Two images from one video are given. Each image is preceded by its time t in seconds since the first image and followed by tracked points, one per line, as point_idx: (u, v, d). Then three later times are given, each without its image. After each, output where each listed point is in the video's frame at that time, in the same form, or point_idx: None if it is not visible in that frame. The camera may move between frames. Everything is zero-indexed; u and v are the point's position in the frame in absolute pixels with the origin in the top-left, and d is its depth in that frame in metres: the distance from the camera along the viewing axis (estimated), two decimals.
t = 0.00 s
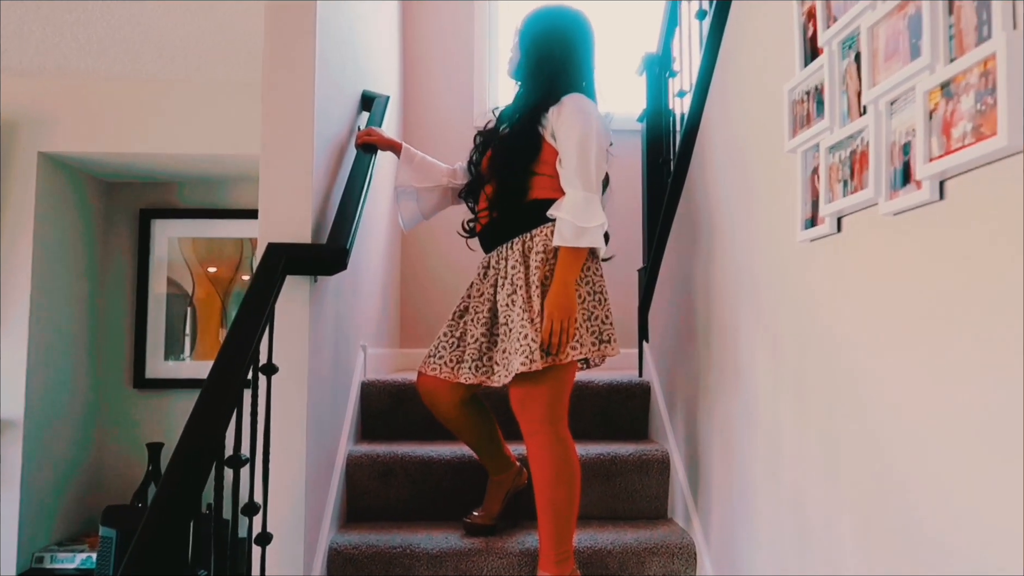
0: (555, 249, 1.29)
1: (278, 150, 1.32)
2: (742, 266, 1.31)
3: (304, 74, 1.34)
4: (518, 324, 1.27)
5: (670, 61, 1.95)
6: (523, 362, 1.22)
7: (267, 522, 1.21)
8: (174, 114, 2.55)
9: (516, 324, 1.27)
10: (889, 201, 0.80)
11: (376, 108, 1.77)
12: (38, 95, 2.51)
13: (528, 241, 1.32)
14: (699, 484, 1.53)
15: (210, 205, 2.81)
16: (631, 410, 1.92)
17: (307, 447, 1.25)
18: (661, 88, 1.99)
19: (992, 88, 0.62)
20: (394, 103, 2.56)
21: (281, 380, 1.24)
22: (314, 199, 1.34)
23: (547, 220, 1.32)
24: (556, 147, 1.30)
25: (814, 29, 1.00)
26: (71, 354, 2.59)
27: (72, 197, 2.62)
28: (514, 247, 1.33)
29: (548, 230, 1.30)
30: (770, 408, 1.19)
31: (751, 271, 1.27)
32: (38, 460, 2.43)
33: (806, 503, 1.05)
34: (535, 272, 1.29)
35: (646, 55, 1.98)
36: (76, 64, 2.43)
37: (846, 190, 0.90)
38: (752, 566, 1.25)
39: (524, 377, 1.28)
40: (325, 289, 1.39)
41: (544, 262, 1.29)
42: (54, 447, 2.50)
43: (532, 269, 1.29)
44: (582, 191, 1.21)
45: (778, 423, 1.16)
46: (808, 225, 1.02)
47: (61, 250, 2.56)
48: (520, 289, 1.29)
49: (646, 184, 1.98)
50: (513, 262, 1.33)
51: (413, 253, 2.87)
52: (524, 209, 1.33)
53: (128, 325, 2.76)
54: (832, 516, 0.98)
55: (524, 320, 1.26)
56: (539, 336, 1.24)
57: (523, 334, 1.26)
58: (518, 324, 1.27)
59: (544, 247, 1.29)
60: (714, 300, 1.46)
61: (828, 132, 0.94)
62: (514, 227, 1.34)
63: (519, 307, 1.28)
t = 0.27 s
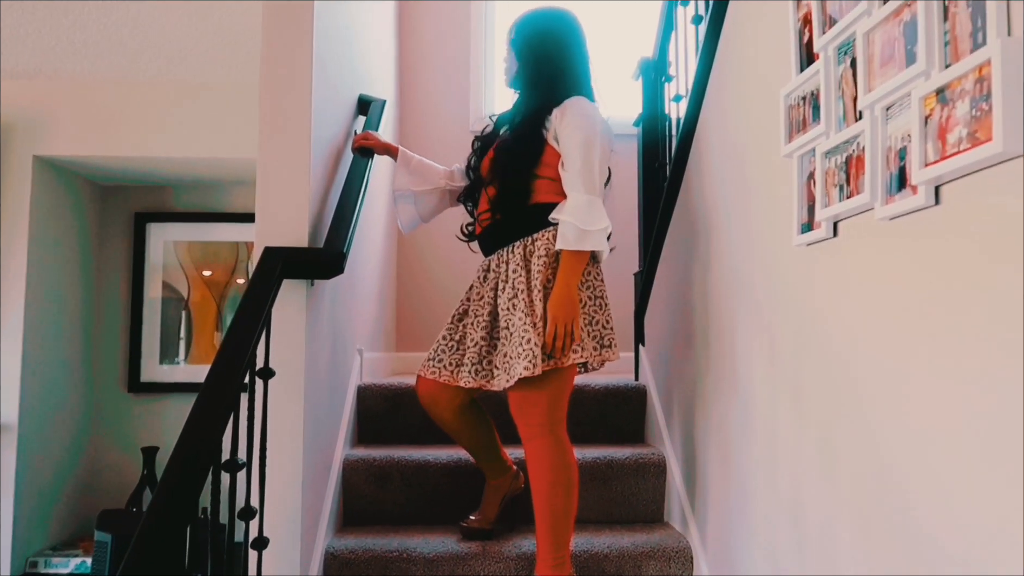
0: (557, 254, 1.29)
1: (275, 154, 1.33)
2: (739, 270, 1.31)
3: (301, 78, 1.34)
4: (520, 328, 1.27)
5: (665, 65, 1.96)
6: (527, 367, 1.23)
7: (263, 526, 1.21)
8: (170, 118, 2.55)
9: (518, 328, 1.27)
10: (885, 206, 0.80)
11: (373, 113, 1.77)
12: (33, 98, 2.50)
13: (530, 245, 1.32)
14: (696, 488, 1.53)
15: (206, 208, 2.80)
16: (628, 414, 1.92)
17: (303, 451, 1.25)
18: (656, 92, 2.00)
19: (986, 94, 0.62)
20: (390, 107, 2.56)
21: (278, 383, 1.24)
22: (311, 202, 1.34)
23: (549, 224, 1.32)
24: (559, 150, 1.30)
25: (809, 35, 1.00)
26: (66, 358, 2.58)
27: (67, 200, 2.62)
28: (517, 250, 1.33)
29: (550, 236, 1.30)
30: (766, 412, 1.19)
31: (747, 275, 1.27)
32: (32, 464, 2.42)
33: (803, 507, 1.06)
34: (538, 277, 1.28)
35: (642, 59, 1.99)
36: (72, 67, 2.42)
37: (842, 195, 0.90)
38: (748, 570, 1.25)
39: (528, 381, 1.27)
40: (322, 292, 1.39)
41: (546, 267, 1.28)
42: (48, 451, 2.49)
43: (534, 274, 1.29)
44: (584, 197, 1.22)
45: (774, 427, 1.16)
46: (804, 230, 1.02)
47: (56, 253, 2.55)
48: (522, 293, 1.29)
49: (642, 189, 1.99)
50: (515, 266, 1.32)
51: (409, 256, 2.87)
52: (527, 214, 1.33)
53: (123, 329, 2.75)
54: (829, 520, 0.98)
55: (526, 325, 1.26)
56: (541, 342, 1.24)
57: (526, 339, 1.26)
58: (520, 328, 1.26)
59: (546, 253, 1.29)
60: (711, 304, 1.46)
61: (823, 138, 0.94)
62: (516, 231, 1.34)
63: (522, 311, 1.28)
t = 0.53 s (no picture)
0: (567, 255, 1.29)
1: (273, 153, 1.32)
2: (737, 269, 1.32)
3: (299, 78, 1.34)
4: (529, 329, 1.27)
5: (664, 64, 1.96)
6: (538, 368, 1.23)
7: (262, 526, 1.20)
8: (168, 117, 2.54)
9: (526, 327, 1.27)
10: (883, 205, 0.81)
11: (371, 111, 1.77)
12: (29, 97, 2.50)
13: (539, 245, 1.32)
14: (694, 487, 1.53)
15: (203, 207, 2.80)
16: (626, 413, 1.92)
17: (302, 451, 1.24)
18: (655, 91, 2.00)
19: (986, 93, 0.62)
20: (388, 106, 2.55)
21: (276, 383, 1.24)
22: (309, 201, 1.34)
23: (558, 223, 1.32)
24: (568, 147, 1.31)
25: (808, 33, 1.00)
26: (63, 357, 2.58)
27: (64, 199, 2.61)
28: (525, 248, 1.33)
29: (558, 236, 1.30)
30: (765, 411, 1.19)
31: (746, 275, 1.27)
32: (29, 464, 2.41)
33: (802, 506, 1.06)
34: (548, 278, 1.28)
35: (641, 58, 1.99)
36: (68, 66, 2.42)
37: (840, 195, 0.90)
38: (747, 569, 1.25)
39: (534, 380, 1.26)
40: (320, 292, 1.39)
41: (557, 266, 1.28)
42: (46, 451, 2.49)
43: (544, 274, 1.29)
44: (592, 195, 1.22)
45: (773, 426, 1.16)
46: (802, 229, 1.02)
47: (53, 253, 2.55)
48: (532, 293, 1.28)
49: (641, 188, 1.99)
50: (523, 264, 1.32)
51: (407, 255, 2.87)
52: (533, 212, 1.33)
53: (121, 328, 2.75)
54: (827, 519, 0.98)
55: (536, 325, 1.26)
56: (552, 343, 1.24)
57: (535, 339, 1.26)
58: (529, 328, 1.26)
59: (557, 254, 1.29)
60: (709, 303, 1.46)
61: (822, 136, 0.94)
62: (521, 229, 1.34)
63: (531, 311, 1.28)
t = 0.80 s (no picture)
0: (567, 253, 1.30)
1: (271, 149, 1.32)
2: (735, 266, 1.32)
3: (297, 73, 1.33)
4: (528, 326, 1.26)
5: (662, 61, 1.96)
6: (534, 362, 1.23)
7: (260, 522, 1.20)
8: (165, 114, 2.54)
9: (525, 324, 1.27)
10: (883, 201, 0.81)
11: (368, 108, 1.76)
12: (26, 94, 2.49)
13: (541, 242, 1.32)
14: (692, 484, 1.53)
15: (200, 204, 2.79)
16: (623, 410, 1.93)
17: (300, 447, 1.24)
18: (653, 88, 2.00)
19: (986, 88, 0.62)
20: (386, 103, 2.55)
21: (273, 379, 1.24)
22: (306, 197, 1.34)
23: (563, 222, 1.32)
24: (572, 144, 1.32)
25: (808, 29, 1.00)
26: (60, 355, 2.57)
27: (60, 196, 2.60)
28: (527, 244, 1.32)
29: (560, 234, 1.31)
30: (763, 408, 1.20)
31: (744, 271, 1.27)
32: (26, 461, 2.41)
33: (800, 502, 1.06)
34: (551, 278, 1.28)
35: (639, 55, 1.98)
36: (65, 63, 2.41)
37: (839, 190, 0.90)
38: (745, 564, 1.26)
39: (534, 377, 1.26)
40: (318, 288, 1.39)
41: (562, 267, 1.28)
42: (42, 448, 2.48)
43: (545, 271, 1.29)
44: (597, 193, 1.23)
45: (771, 423, 1.17)
46: (801, 225, 1.02)
47: (50, 250, 2.54)
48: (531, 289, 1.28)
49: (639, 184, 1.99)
50: (526, 260, 1.31)
51: (405, 252, 2.86)
52: (533, 209, 1.32)
53: (118, 325, 2.74)
54: (825, 515, 0.98)
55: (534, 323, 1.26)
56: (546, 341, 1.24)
57: (531, 336, 1.25)
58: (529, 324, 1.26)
59: (561, 253, 1.29)
60: (708, 300, 1.46)
61: (821, 132, 0.94)
62: (520, 225, 1.33)
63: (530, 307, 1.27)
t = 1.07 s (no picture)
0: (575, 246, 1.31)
1: (269, 145, 1.31)
2: (733, 262, 1.32)
3: (295, 69, 1.33)
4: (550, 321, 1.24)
5: (659, 58, 1.96)
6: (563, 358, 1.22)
7: (258, 518, 1.20)
8: (162, 110, 2.53)
9: (538, 318, 1.23)
10: (881, 197, 0.81)
11: (366, 104, 1.76)
12: (22, 90, 2.48)
13: (546, 238, 1.31)
14: (690, 480, 1.54)
15: (197, 201, 2.79)
16: (621, 407, 1.93)
17: (298, 443, 1.24)
18: (650, 85, 2.00)
19: (985, 83, 0.62)
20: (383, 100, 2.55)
21: (272, 375, 1.24)
22: (304, 193, 1.33)
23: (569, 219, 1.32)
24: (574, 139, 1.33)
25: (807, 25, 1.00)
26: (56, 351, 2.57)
27: (57, 192, 2.60)
28: (533, 240, 1.31)
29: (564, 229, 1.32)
30: (762, 403, 1.20)
31: (742, 268, 1.28)
32: (22, 459, 2.40)
33: (799, 498, 1.06)
34: (561, 273, 1.28)
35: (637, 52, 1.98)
36: (61, 59, 2.40)
37: (838, 186, 0.90)
38: (743, 559, 1.26)
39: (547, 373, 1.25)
40: (315, 285, 1.38)
41: (569, 263, 1.29)
42: (39, 445, 2.47)
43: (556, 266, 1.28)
44: (603, 168, 1.25)
45: (769, 418, 1.17)
46: (800, 220, 1.03)
47: (47, 246, 2.53)
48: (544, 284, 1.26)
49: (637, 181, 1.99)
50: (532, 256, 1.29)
51: (402, 249, 2.86)
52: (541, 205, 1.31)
53: (115, 322, 2.74)
54: (823, 510, 0.99)
55: (552, 318, 1.23)
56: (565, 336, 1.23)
57: (551, 331, 1.22)
58: (541, 319, 1.23)
59: (567, 248, 1.30)
60: (705, 296, 1.46)
61: (819, 128, 0.94)
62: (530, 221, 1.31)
63: (544, 301, 1.24)
